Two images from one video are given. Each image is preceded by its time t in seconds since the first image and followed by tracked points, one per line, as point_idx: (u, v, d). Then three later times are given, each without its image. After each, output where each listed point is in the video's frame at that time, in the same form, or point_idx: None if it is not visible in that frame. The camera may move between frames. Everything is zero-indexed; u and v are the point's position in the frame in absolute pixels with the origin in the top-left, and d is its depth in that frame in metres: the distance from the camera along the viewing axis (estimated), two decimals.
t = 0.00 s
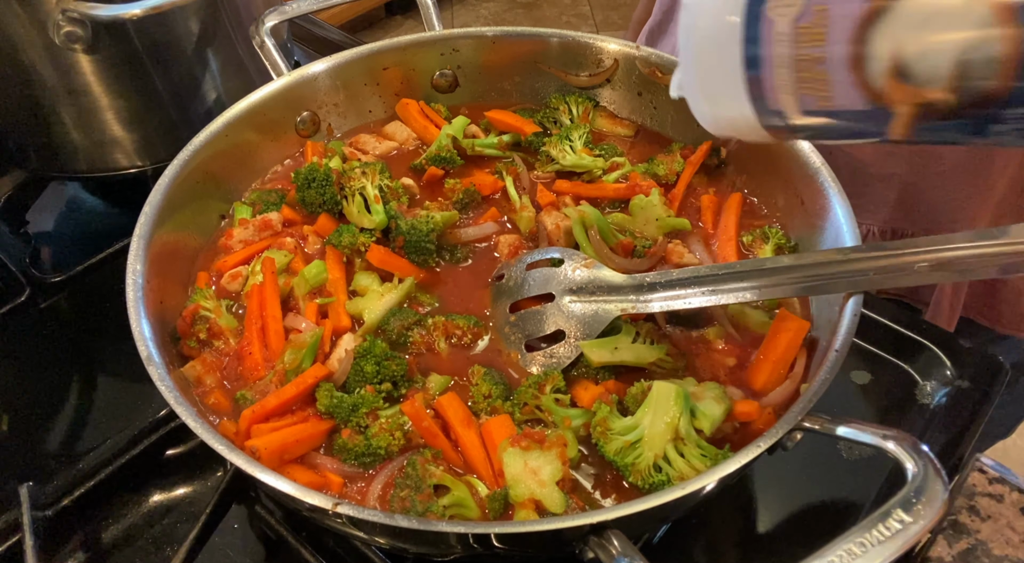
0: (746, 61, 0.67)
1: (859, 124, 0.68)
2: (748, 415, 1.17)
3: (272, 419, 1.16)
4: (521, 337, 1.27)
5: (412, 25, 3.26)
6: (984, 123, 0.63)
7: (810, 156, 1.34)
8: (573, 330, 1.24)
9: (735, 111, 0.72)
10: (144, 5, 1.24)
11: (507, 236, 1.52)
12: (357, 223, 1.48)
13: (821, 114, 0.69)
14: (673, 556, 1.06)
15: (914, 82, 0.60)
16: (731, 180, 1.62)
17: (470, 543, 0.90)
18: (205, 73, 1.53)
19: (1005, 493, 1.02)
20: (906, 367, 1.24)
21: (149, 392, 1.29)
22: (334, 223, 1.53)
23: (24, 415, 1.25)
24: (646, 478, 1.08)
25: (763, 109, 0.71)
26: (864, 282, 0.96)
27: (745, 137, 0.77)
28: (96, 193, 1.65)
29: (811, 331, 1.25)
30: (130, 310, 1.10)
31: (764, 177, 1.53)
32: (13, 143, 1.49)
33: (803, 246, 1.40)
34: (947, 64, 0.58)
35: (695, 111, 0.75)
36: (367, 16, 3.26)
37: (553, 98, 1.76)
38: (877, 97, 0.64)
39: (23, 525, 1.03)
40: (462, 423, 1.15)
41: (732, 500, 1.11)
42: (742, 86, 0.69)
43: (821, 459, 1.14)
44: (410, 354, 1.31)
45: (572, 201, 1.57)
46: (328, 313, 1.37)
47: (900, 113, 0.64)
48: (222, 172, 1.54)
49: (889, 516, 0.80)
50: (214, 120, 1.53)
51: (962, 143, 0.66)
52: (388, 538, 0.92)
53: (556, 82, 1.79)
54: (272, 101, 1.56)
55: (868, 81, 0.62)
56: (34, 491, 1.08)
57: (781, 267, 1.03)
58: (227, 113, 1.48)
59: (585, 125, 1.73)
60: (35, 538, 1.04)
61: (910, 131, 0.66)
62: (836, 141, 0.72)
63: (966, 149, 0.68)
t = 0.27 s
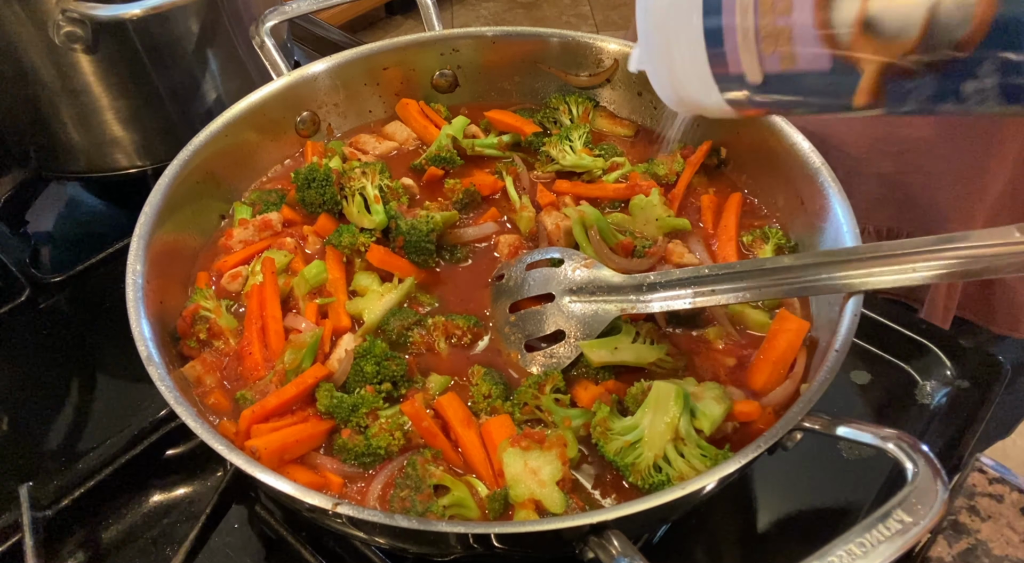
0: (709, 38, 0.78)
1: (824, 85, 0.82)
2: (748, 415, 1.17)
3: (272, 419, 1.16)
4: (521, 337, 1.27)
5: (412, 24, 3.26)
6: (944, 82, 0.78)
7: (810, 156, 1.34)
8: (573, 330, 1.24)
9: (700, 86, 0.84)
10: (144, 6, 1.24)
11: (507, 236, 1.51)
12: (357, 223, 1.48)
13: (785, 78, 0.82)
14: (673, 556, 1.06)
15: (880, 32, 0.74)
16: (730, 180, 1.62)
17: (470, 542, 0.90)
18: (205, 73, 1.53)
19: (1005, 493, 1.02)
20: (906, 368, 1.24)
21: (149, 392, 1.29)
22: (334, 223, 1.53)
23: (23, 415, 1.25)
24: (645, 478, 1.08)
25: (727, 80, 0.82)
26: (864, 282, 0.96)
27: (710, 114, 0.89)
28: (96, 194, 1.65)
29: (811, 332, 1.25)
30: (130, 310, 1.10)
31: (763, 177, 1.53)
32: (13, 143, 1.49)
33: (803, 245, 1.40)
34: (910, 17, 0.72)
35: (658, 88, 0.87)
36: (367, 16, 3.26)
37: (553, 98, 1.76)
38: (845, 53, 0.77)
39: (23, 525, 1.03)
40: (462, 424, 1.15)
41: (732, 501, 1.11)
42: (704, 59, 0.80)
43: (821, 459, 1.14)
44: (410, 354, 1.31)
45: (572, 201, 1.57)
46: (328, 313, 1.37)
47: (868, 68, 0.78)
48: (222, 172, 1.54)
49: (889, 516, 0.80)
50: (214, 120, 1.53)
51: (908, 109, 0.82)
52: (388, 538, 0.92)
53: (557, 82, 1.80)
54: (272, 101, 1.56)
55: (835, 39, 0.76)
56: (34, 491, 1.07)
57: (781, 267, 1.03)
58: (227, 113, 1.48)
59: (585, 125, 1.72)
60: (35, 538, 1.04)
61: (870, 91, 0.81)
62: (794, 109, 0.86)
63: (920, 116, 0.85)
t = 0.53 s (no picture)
0: None
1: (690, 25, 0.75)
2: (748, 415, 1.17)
3: (272, 419, 1.16)
4: (521, 337, 1.27)
5: (412, 24, 3.25)
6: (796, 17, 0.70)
7: (810, 156, 1.34)
8: (573, 330, 1.24)
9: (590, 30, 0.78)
10: (144, 6, 1.24)
11: (507, 236, 1.52)
12: (357, 223, 1.48)
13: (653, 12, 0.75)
14: (673, 556, 1.06)
15: None
16: (730, 180, 1.62)
17: (470, 542, 0.90)
18: (205, 73, 1.53)
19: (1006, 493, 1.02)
20: (906, 367, 1.24)
21: (149, 392, 1.29)
22: (334, 223, 1.53)
23: (24, 415, 1.25)
24: (646, 478, 1.08)
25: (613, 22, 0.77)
26: (864, 283, 0.96)
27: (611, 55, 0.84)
28: (95, 194, 1.66)
29: (811, 332, 1.25)
30: (130, 310, 1.10)
31: (763, 177, 1.53)
32: (13, 143, 1.49)
33: (803, 245, 1.41)
34: None
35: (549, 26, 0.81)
36: (367, 16, 3.26)
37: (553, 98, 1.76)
38: None
39: (23, 525, 1.03)
40: (462, 424, 1.15)
41: (732, 501, 1.11)
42: (587, 3, 0.75)
43: (821, 459, 1.15)
44: (410, 354, 1.31)
45: (572, 201, 1.57)
46: (328, 313, 1.37)
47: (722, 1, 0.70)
48: (222, 172, 1.54)
49: (889, 516, 0.80)
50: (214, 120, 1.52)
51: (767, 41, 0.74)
52: (388, 538, 0.92)
53: (557, 82, 1.79)
54: (272, 101, 1.56)
55: None
56: (34, 491, 1.08)
57: (781, 267, 1.03)
58: (227, 113, 1.48)
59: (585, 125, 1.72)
60: (35, 538, 1.04)
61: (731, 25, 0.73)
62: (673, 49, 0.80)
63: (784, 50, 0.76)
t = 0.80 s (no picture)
0: None
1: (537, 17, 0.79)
2: (747, 415, 1.17)
3: (272, 419, 1.16)
4: (521, 337, 1.27)
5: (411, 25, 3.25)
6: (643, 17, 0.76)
7: (810, 156, 1.34)
8: (573, 330, 1.24)
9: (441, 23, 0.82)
10: (144, 6, 1.24)
11: (507, 236, 1.52)
12: (357, 223, 1.48)
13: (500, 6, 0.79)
14: (673, 556, 1.05)
15: None
16: (730, 180, 1.62)
17: (470, 542, 0.90)
18: (205, 73, 1.53)
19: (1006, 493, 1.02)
20: (906, 367, 1.24)
21: (149, 392, 1.29)
22: (334, 223, 1.53)
23: (25, 415, 1.25)
24: (645, 478, 1.08)
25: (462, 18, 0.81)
26: (864, 282, 0.96)
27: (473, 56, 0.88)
28: (96, 194, 1.66)
29: (811, 332, 1.25)
30: (130, 310, 1.10)
31: (763, 177, 1.53)
32: (13, 143, 1.49)
33: (803, 245, 1.41)
34: None
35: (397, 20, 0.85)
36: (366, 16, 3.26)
37: (553, 98, 1.76)
38: None
39: (23, 525, 1.03)
40: (462, 424, 1.15)
41: (732, 501, 1.11)
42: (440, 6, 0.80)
43: (821, 459, 1.14)
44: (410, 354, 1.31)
45: (572, 201, 1.57)
46: (328, 313, 1.37)
47: None
48: (222, 172, 1.54)
49: (889, 516, 0.80)
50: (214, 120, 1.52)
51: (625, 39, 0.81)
52: (388, 538, 0.92)
53: (557, 82, 1.79)
54: (272, 101, 1.56)
55: None
56: (34, 491, 1.08)
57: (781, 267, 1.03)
58: (227, 113, 1.48)
59: (585, 125, 1.72)
60: (36, 538, 1.04)
61: (583, 22, 0.79)
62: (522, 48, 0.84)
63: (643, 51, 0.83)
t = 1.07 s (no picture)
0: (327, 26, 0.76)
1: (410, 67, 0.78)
2: (747, 415, 1.17)
3: (272, 419, 1.16)
4: (521, 337, 1.27)
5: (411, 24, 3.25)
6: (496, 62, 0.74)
7: (810, 156, 1.34)
8: (573, 330, 1.24)
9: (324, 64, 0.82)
10: (144, 6, 1.25)
11: (507, 236, 1.52)
12: (357, 223, 1.48)
13: (378, 53, 0.77)
14: (673, 556, 1.05)
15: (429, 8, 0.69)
16: (730, 180, 1.62)
17: (469, 542, 0.90)
18: (205, 73, 1.54)
19: (1006, 493, 1.03)
20: (907, 367, 1.24)
21: (149, 392, 1.29)
22: (334, 223, 1.53)
23: (25, 415, 1.25)
24: (645, 478, 1.08)
25: (345, 58, 0.79)
26: (864, 282, 0.96)
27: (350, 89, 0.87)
28: (96, 194, 1.65)
29: (811, 331, 1.25)
30: (130, 310, 1.10)
31: (763, 177, 1.53)
32: (13, 143, 1.49)
33: (803, 245, 1.41)
34: None
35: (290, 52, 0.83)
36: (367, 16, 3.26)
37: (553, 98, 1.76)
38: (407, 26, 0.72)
39: (23, 525, 1.03)
40: (462, 424, 1.15)
41: (732, 501, 1.11)
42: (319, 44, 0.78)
43: (821, 459, 1.14)
44: (410, 354, 1.31)
45: (572, 201, 1.56)
46: (328, 313, 1.37)
47: (432, 44, 0.73)
48: (222, 172, 1.54)
49: (889, 516, 0.80)
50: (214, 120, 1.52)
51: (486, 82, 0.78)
52: (388, 538, 0.92)
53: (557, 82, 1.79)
54: (272, 101, 1.57)
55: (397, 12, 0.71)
56: (34, 491, 1.08)
57: (782, 267, 1.03)
58: (227, 113, 1.48)
59: (585, 125, 1.72)
60: (35, 538, 1.04)
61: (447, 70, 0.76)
62: (401, 83, 0.82)
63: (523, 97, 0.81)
